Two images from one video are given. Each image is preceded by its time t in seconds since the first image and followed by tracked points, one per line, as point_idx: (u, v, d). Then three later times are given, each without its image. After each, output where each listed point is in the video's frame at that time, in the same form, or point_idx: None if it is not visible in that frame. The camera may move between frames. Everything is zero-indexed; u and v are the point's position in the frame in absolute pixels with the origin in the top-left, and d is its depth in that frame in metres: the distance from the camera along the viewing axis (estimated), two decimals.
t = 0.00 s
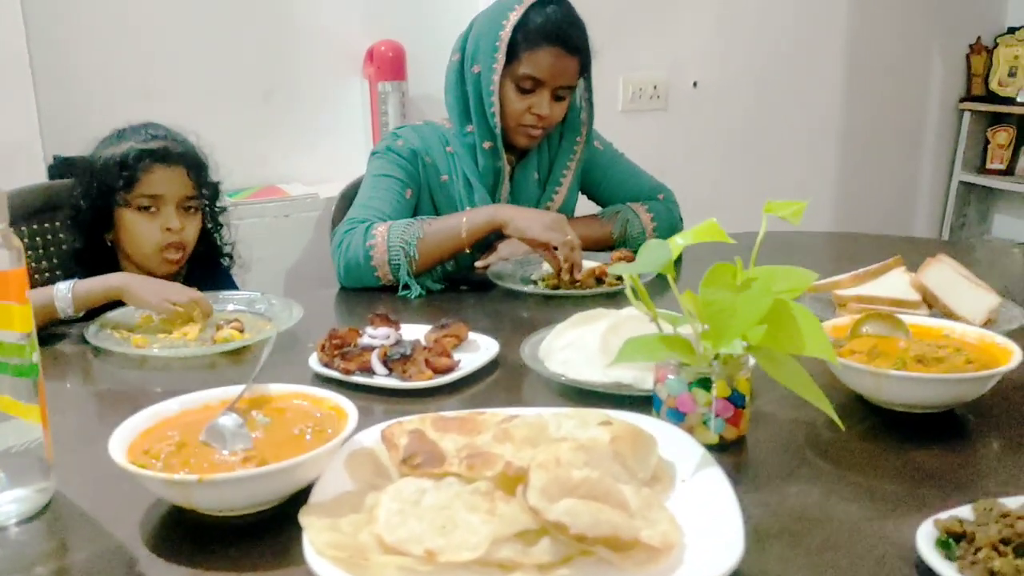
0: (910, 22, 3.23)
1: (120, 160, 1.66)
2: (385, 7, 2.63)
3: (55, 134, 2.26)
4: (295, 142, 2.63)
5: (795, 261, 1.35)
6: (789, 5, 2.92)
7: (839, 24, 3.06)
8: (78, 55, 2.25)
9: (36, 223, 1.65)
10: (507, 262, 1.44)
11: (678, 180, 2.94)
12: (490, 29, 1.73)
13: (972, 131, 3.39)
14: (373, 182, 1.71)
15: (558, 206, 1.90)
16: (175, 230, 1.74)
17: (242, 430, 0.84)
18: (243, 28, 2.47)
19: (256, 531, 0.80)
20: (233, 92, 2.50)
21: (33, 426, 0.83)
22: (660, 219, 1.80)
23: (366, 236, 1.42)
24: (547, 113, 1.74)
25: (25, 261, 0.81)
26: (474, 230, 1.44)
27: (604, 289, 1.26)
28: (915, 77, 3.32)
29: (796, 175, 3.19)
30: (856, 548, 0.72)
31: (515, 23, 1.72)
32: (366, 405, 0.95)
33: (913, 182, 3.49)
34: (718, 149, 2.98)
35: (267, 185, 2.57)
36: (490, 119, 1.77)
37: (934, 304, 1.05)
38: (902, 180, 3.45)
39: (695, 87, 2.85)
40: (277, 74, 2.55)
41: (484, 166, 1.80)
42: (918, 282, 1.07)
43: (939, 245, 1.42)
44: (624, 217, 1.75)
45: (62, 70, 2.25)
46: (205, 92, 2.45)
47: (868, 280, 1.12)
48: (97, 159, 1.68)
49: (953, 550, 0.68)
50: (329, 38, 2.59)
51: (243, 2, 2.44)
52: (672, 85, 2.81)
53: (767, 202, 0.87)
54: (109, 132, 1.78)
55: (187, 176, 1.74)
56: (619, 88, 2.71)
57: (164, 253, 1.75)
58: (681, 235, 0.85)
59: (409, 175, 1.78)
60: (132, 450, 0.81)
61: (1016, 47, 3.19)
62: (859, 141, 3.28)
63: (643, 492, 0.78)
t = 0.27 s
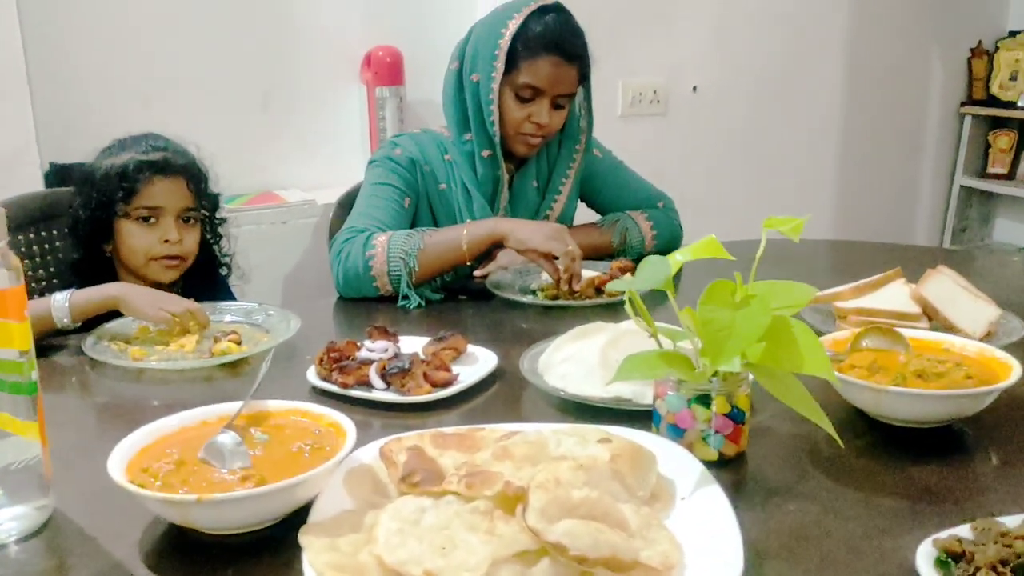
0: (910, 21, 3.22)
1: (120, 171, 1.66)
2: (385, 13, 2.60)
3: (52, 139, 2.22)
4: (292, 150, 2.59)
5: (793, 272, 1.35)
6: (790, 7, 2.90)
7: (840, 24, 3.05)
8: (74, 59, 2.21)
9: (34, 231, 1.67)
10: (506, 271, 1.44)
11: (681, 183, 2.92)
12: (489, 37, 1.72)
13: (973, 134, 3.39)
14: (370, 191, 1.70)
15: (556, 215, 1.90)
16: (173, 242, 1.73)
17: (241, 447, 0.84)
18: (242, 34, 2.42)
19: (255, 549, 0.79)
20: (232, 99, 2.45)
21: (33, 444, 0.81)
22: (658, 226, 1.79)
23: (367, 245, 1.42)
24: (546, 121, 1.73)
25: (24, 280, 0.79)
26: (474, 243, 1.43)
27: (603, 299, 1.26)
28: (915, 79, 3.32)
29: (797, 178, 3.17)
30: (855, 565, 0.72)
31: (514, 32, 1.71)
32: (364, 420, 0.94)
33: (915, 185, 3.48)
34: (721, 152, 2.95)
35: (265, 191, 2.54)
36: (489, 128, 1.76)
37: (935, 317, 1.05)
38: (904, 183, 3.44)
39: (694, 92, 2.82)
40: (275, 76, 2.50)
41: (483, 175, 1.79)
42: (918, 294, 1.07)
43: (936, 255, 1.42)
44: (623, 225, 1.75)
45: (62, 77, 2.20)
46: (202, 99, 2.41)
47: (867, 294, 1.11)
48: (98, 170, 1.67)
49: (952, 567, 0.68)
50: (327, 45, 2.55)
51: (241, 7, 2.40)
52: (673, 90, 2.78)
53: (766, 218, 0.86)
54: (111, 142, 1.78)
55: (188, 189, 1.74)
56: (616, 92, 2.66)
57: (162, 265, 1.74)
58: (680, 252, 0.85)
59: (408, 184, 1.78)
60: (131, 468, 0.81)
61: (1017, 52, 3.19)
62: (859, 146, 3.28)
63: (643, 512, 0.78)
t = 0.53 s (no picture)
0: (908, 24, 3.23)
1: (126, 178, 1.68)
2: (385, 19, 2.60)
3: (53, 142, 2.22)
4: (292, 154, 2.59)
5: (794, 278, 1.36)
6: (789, 11, 2.91)
7: (840, 28, 3.05)
8: (75, 63, 2.22)
9: (38, 236, 1.65)
10: (508, 278, 1.46)
11: (681, 186, 2.92)
12: (490, 44, 1.72)
13: (971, 139, 3.40)
14: (374, 198, 1.70)
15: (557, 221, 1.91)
16: (177, 248, 1.74)
17: (247, 455, 0.85)
18: (245, 42, 2.43)
19: (262, 558, 0.79)
20: (232, 104, 2.45)
21: (40, 453, 0.79)
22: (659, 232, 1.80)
23: (372, 251, 1.43)
24: (548, 129, 1.74)
25: (34, 290, 0.80)
26: (478, 250, 1.45)
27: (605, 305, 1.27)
28: (914, 83, 3.32)
29: (798, 182, 3.17)
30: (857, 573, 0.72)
31: (515, 39, 1.70)
32: (368, 427, 0.95)
33: (914, 188, 3.49)
34: (721, 155, 2.96)
35: (267, 196, 2.55)
36: (491, 135, 1.77)
37: (934, 324, 1.07)
38: (903, 186, 3.45)
39: (694, 98, 2.82)
40: (278, 84, 2.50)
41: (485, 182, 1.81)
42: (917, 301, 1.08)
43: (935, 260, 1.43)
44: (623, 231, 1.75)
45: (64, 81, 2.21)
46: (202, 104, 2.41)
47: (867, 301, 1.12)
48: (102, 177, 1.68)
49: None
50: (325, 51, 2.54)
51: (241, 11, 2.40)
52: (673, 94, 2.78)
53: (768, 228, 0.86)
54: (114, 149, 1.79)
55: (192, 196, 1.75)
56: (618, 98, 2.67)
57: (166, 271, 1.75)
58: (683, 262, 0.85)
59: (411, 191, 1.78)
60: (140, 477, 0.81)
61: (1014, 57, 3.22)
62: (859, 149, 3.28)
63: (646, 519, 0.79)
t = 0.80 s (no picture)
0: (907, 28, 3.23)
1: (123, 186, 1.68)
2: (386, 24, 2.60)
3: (52, 145, 2.22)
4: (292, 160, 2.58)
5: (791, 284, 1.36)
6: (788, 15, 2.91)
7: (838, 32, 3.06)
8: (75, 68, 2.22)
9: (37, 242, 1.66)
10: (507, 283, 1.46)
11: (680, 190, 2.92)
12: (488, 52, 1.73)
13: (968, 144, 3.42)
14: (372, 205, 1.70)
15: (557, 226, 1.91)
16: (175, 255, 1.74)
17: (248, 463, 0.85)
18: (245, 48, 2.43)
19: (262, 566, 0.79)
20: (232, 109, 2.45)
21: (43, 461, 0.79)
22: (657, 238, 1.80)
23: (367, 259, 1.43)
24: (546, 134, 1.74)
25: (36, 298, 0.80)
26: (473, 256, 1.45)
27: (604, 312, 1.28)
28: (912, 87, 3.33)
29: (797, 186, 3.18)
30: None
31: (513, 47, 1.71)
32: (368, 434, 0.95)
33: (911, 193, 3.50)
34: (719, 160, 2.96)
35: (265, 201, 2.55)
36: (490, 143, 1.78)
37: (931, 331, 1.07)
38: (900, 190, 3.45)
39: (692, 103, 2.83)
40: (275, 87, 2.49)
41: (485, 189, 1.81)
42: (914, 308, 1.09)
43: (931, 266, 1.44)
44: (622, 237, 1.76)
45: (63, 84, 2.21)
46: (203, 109, 2.41)
47: (863, 308, 1.14)
48: (100, 184, 1.69)
49: None
50: (325, 56, 2.54)
51: (242, 17, 2.40)
52: (671, 99, 2.78)
53: (767, 237, 0.87)
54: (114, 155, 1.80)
55: (189, 203, 1.76)
56: (617, 103, 2.67)
57: (163, 277, 1.75)
58: (683, 270, 0.86)
59: (410, 197, 1.78)
60: (141, 485, 0.82)
61: (1012, 63, 3.21)
62: (858, 153, 3.28)
63: (645, 528, 0.79)
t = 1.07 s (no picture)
0: (904, 33, 3.25)
1: (127, 192, 1.68)
2: (385, 30, 2.62)
3: (53, 149, 2.23)
4: (292, 165, 2.59)
5: (788, 289, 1.38)
6: (786, 21, 2.93)
7: (836, 37, 3.08)
8: (75, 72, 2.22)
9: (39, 246, 1.66)
10: (506, 287, 1.47)
11: (679, 194, 2.92)
12: (485, 59, 1.74)
13: (964, 150, 3.44)
14: (373, 209, 1.70)
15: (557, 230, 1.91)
16: (177, 260, 1.76)
17: (249, 466, 0.86)
18: (245, 53, 2.43)
19: (263, 568, 0.80)
20: (232, 113, 2.46)
21: (45, 464, 0.80)
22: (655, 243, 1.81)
23: (366, 265, 1.44)
24: (546, 141, 1.75)
25: (40, 303, 0.81)
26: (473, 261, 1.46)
27: (602, 316, 1.29)
28: (909, 92, 3.35)
29: (795, 191, 3.19)
30: None
31: (510, 54, 1.72)
32: (368, 437, 0.96)
33: (908, 198, 3.51)
34: (718, 164, 2.97)
35: (264, 205, 2.55)
36: (490, 149, 1.79)
37: (926, 336, 1.08)
38: (897, 195, 3.47)
39: (690, 108, 2.84)
40: (276, 93, 2.50)
41: (486, 195, 1.82)
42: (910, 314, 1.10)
43: (926, 270, 1.45)
44: (620, 241, 1.77)
45: (63, 88, 2.21)
46: (203, 113, 2.42)
47: (860, 313, 1.14)
48: (103, 190, 1.69)
49: None
50: (325, 61, 2.55)
51: (242, 21, 2.41)
52: (670, 104, 2.79)
53: (764, 242, 0.87)
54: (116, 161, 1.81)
55: (192, 209, 1.77)
56: (615, 108, 2.67)
57: (165, 282, 1.77)
58: (681, 275, 0.87)
59: (411, 202, 1.79)
60: (143, 488, 0.82)
61: (1008, 69, 3.24)
62: (856, 158, 3.29)
63: (643, 531, 0.79)
